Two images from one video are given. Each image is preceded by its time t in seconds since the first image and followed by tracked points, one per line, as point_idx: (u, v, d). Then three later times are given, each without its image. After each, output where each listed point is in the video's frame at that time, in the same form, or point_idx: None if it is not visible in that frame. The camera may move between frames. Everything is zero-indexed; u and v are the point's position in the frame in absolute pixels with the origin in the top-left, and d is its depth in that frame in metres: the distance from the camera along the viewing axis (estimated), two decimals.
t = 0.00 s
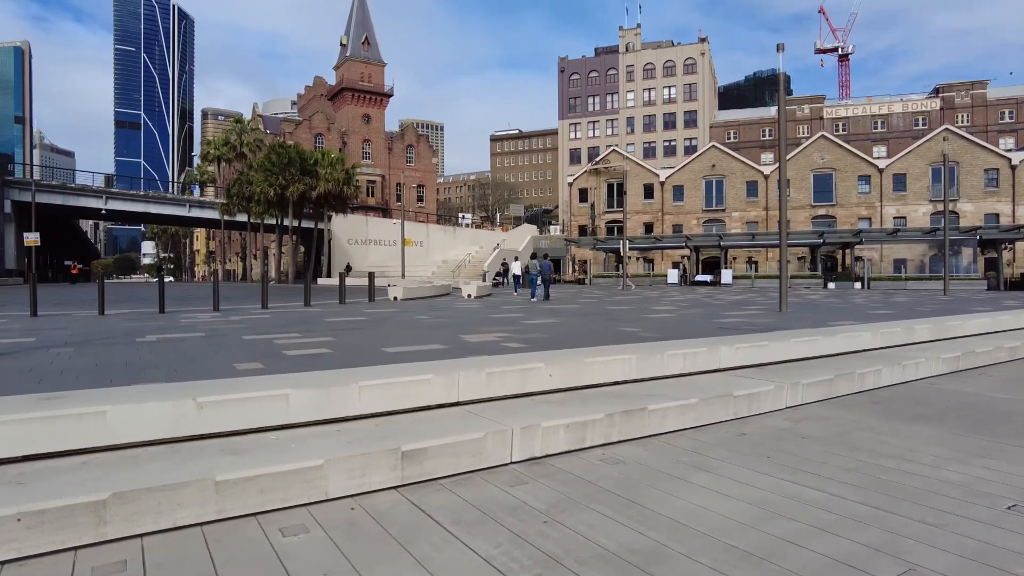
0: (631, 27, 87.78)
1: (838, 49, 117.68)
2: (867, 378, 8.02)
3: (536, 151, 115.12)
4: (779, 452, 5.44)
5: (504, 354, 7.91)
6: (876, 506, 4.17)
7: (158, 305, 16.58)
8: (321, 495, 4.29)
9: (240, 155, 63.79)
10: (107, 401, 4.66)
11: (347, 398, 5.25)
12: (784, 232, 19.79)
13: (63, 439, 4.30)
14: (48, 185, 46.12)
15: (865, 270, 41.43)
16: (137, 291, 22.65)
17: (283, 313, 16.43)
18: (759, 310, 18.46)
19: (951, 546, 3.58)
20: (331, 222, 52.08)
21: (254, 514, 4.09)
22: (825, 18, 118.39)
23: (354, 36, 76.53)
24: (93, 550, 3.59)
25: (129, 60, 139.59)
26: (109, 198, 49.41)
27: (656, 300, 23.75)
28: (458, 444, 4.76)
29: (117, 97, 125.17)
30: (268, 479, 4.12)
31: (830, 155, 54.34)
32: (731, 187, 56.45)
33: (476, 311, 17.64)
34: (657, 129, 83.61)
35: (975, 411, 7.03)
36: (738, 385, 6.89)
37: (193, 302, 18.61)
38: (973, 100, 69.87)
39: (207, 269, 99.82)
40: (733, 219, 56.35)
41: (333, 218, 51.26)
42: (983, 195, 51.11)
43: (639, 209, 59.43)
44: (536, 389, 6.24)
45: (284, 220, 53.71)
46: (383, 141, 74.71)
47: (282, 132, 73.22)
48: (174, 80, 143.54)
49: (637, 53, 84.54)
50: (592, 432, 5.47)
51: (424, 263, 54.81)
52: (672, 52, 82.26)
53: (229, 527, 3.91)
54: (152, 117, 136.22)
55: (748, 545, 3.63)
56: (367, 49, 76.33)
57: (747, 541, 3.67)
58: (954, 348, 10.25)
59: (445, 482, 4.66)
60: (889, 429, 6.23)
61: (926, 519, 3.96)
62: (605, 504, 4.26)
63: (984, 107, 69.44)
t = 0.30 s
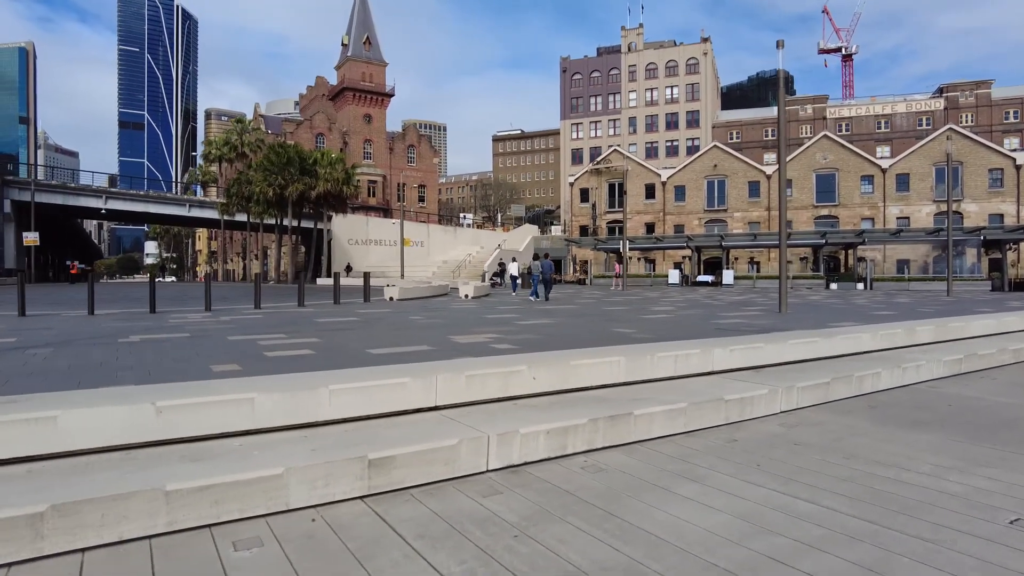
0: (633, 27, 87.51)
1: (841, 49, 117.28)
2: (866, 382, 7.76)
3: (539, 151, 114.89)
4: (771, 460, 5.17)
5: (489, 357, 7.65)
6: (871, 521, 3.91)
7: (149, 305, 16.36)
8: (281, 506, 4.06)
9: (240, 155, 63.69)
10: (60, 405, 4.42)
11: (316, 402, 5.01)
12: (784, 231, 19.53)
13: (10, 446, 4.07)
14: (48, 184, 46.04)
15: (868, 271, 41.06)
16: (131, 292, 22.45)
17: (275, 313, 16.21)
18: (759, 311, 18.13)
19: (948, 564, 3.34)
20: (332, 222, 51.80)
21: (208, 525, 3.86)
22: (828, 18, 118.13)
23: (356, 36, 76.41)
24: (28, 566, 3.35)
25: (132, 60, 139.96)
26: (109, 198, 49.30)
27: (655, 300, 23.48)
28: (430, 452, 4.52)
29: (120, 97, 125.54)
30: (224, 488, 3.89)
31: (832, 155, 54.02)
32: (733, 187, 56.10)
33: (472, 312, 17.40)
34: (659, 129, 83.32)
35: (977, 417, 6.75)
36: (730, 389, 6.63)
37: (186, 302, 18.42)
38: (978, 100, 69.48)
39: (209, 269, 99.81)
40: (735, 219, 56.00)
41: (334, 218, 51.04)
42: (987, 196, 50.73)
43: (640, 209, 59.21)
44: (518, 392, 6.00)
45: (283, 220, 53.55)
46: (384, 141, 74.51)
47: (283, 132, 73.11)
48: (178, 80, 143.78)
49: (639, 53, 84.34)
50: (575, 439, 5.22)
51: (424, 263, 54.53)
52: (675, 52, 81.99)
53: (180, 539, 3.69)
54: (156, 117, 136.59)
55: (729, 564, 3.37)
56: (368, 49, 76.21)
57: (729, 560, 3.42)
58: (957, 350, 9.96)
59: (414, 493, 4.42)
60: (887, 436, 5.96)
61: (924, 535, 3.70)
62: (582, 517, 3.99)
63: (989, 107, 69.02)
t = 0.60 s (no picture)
0: (634, 26, 87.27)
1: (843, 48, 116.91)
2: (862, 388, 7.52)
3: (540, 151, 114.63)
4: (757, 472, 4.94)
5: (470, 362, 7.45)
6: (858, 542, 3.67)
7: (138, 306, 16.14)
8: (234, 524, 3.83)
9: (240, 154, 63.50)
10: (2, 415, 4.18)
11: (281, 411, 4.80)
12: (782, 232, 19.29)
13: None
14: (47, 184, 45.85)
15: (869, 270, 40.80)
16: (124, 292, 22.26)
17: (266, 314, 15.99)
18: (757, 312, 17.86)
19: None
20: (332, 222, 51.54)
21: (155, 545, 3.64)
22: (830, 17, 117.89)
23: (356, 35, 76.20)
24: None
25: (134, 60, 140.00)
26: (107, 197, 49.07)
27: (652, 301, 23.26)
28: (396, 466, 4.30)
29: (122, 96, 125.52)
30: (172, 504, 3.67)
31: (833, 155, 53.71)
32: (733, 186, 55.82)
33: (464, 313, 17.16)
34: (660, 129, 83.05)
35: (976, 425, 6.51)
36: (719, 396, 6.40)
37: (177, 303, 18.19)
38: (980, 99, 69.14)
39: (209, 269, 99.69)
40: (735, 219, 55.71)
41: (334, 217, 50.76)
42: (990, 195, 50.36)
43: (640, 209, 58.97)
44: (496, 399, 5.77)
45: (282, 220, 53.34)
46: (384, 140, 74.28)
47: (283, 131, 72.90)
48: (180, 80, 143.93)
49: (640, 52, 84.09)
50: (553, 450, 4.98)
51: (423, 263, 54.25)
52: (675, 51, 81.69)
53: (122, 561, 3.47)
54: (158, 116, 136.56)
55: None
56: (368, 48, 75.99)
57: None
58: (957, 354, 9.70)
59: (379, 508, 4.19)
60: (880, 446, 5.73)
61: (914, 557, 3.47)
62: (551, 536, 3.76)
63: (991, 106, 68.65)
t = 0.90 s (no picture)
0: (635, 26, 87.14)
1: (846, 48, 116.67)
2: (853, 390, 7.34)
3: (541, 151, 114.49)
4: (737, 478, 4.77)
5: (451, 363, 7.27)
6: (837, 555, 3.49)
7: (128, 306, 15.99)
8: (185, 532, 3.68)
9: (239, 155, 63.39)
10: None
11: (244, 415, 4.64)
12: (779, 231, 19.12)
13: None
14: (45, 185, 45.80)
15: (870, 270, 40.54)
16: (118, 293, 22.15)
17: (256, 314, 15.85)
18: (753, 313, 17.67)
19: None
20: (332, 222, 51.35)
21: (97, 556, 3.47)
22: (832, 17, 117.69)
23: (356, 35, 76.15)
24: None
25: (137, 61, 140.31)
26: (106, 198, 48.98)
27: (650, 301, 23.08)
28: (358, 472, 4.14)
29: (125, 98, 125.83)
30: (117, 513, 3.50)
31: (835, 155, 53.44)
32: (734, 186, 55.60)
33: (458, 314, 17.00)
34: (661, 128, 82.79)
35: (968, 428, 6.33)
36: (704, 398, 6.23)
37: (169, 304, 18.06)
38: (983, 98, 68.80)
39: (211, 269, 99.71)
40: (736, 219, 55.51)
41: (333, 217, 50.60)
42: (992, 195, 50.05)
43: (641, 209, 58.74)
44: (472, 403, 5.61)
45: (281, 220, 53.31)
46: (384, 141, 74.18)
47: (283, 132, 72.84)
48: (183, 81, 144.14)
49: (642, 52, 83.88)
50: (526, 456, 4.82)
51: (422, 263, 53.97)
52: (677, 51, 81.47)
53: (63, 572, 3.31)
54: (161, 118, 136.85)
55: None
56: (369, 48, 75.94)
57: None
58: (954, 355, 9.51)
59: (339, 516, 4.04)
60: (867, 451, 5.55)
61: (892, 571, 3.30)
62: (513, 546, 3.60)
63: (994, 105, 68.27)
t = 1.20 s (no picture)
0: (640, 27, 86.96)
1: (853, 47, 116.06)
2: (848, 394, 7.15)
3: (547, 152, 114.38)
4: (719, 487, 4.59)
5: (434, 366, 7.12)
6: (815, 570, 3.30)
7: (124, 308, 15.89)
8: (136, 544, 3.52)
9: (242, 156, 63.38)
10: None
11: (210, 419, 4.50)
12: (781, 232, 18.88)
13: None
14: (50, 188, 45.98)
15: (876, 271, 40.17)
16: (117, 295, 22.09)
17: (251, 316, 15.74)
18: (755, 314, 17.44)
19: None
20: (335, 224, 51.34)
21: (41, 568, 3.30)
22: (839, 17, 117.19)
23: (360, 37, 76.25)
24: None
25: (145, 64, 141.13)
26: (110, 200, 49.12)
27: (652, 303, 22.84)
28: (321, 480, 3.99)
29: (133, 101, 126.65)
30: (64, 523, 3.34)
31: (841, 155, 53.08)
32: (739, 187, 55.34)
33: (455, 315, 16.84)
34: (666, 129, 82.46)
35: (965, 433, 6.13)
36: (691, 403, 6.06)
37: (166, 306, 17.98)
38: (991, 97, 68.15)
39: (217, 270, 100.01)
40: (741, 219, 55.22)
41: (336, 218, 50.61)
42: (1001, 194, 49.54)
43: (645, 210, 58.46)
44: (451, 407, 5.45)
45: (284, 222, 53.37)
46: (389, 142, 74.19)
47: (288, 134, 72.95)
48: (190, 84, 144.83)
49: (646, 53, 83.57)
50: (500, 462, 4.65)
51: (425, 265, 53.85)
52: (682, 51, 81.15)
53: None
54: (168, 120, 137.69)
55: None
56: (373, 50, 76.00)
57: None
58: (954, 358, 9.29)
59: (301, 525, 3.89)
60: (858, 457, 5.37)
61: None
62: (476, 560, 3.43)
63: (1003, 104, 67.59)
